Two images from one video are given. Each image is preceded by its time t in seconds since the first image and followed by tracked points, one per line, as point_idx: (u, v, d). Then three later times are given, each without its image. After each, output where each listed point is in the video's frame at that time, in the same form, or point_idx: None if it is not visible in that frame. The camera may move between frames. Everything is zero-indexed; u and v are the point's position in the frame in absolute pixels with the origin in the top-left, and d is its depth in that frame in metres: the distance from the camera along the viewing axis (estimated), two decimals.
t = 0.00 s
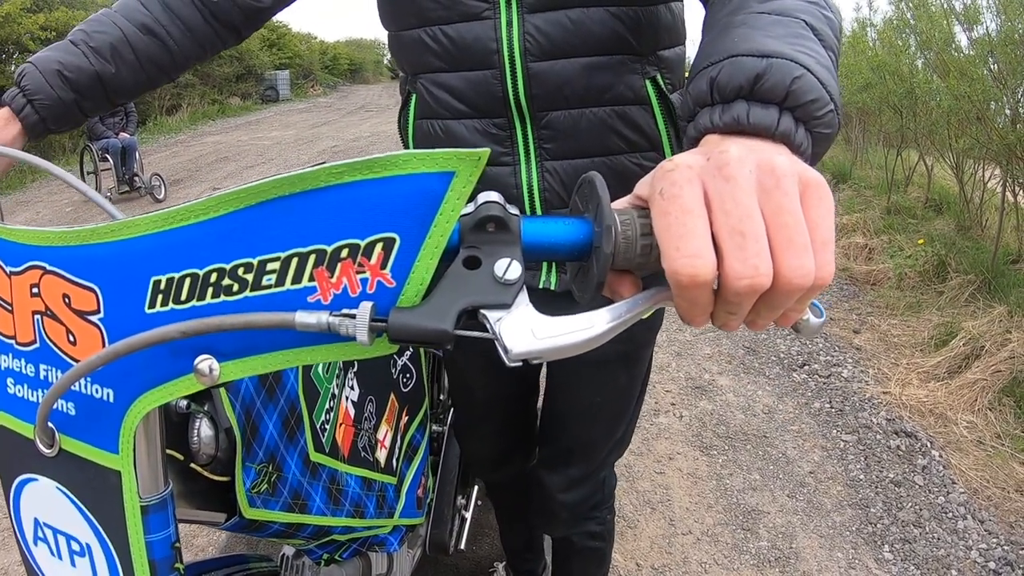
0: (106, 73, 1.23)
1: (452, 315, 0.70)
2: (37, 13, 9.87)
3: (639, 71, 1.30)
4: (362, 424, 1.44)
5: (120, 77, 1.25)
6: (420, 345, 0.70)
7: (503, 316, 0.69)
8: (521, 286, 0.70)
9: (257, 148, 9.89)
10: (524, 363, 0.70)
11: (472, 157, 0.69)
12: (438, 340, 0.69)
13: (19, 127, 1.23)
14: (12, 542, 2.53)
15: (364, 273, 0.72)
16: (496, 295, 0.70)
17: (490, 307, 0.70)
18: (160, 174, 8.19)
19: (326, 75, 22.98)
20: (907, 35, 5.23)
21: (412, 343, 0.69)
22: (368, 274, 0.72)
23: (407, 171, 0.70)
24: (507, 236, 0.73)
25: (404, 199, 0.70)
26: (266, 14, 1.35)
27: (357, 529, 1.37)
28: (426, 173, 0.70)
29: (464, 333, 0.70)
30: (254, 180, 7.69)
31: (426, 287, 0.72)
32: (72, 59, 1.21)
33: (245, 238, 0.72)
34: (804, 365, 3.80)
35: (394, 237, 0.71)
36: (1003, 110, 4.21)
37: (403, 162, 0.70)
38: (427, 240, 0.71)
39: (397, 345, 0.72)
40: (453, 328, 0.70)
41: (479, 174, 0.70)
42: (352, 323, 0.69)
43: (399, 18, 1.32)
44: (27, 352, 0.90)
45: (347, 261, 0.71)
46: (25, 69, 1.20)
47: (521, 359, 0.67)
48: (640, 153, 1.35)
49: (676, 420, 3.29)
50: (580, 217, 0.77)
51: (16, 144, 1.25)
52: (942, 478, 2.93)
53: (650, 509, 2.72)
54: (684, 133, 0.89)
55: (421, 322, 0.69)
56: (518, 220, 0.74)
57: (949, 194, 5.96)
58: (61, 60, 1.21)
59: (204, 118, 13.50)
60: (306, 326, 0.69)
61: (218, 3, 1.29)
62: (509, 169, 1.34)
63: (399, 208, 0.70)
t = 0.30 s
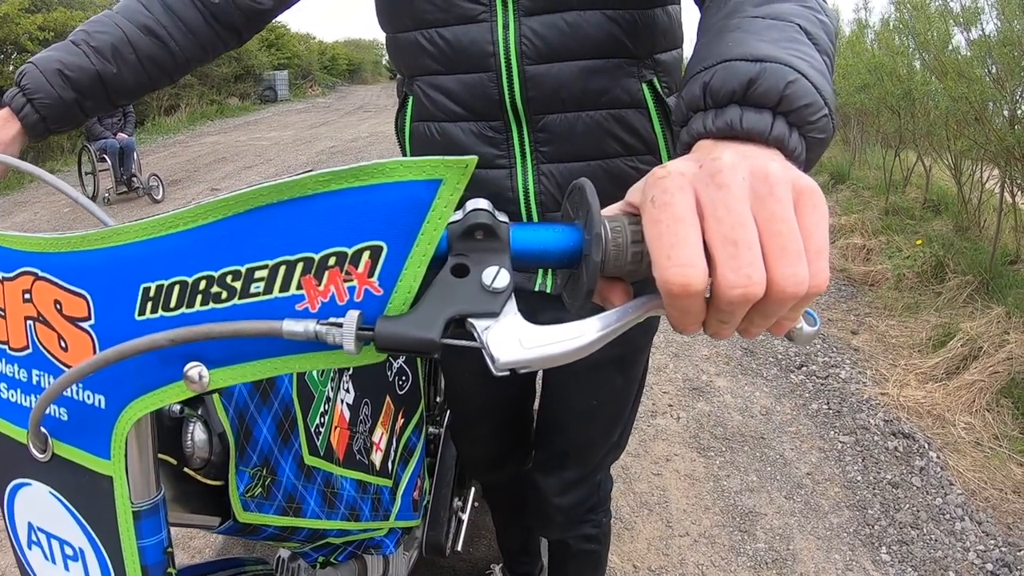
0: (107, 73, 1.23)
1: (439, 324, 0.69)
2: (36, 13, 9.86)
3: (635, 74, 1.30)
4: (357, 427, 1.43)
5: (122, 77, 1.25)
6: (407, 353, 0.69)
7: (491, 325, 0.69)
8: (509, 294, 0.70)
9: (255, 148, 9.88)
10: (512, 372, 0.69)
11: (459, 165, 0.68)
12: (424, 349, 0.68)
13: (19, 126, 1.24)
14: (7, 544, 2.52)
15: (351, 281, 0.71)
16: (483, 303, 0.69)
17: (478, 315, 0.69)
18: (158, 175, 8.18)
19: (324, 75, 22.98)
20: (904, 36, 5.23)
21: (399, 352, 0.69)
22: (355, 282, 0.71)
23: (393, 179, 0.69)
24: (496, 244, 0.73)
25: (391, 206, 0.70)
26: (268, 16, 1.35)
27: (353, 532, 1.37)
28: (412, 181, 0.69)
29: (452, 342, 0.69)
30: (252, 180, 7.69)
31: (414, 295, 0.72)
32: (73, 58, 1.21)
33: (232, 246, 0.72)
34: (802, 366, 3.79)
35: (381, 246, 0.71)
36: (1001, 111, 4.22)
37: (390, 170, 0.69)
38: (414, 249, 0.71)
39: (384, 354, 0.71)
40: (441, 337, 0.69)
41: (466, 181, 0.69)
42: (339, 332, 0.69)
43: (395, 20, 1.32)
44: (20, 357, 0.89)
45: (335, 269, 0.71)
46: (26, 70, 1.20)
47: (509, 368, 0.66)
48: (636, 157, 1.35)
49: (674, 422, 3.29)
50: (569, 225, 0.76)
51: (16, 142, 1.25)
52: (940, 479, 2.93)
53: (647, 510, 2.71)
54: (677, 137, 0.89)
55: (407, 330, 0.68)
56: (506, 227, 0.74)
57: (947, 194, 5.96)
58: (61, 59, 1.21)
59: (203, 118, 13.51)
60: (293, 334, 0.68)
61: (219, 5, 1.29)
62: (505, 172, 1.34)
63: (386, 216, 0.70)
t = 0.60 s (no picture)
0: (129, 85, 1.24)
1: (427, 332, 0.69)
2: (33, 14, 9.85)
3: (633, 77, 1.29)
4: (353, 430, 1.43)
5: (143, 89, 1.26)
6: (395, 362, 0.69)
7: (478, 333, 0.68)
8: (498, 302, 0.70)
9: (253, 150, 9.88)
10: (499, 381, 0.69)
11: (446, 173, 0.69)
12: (412, 357, 0.68)
13: (44, 140, 1.21)
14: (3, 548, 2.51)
15: (339, 289, 0.71)
16: (472, 311, 0.70)
17: (465, 324, 0.69)
18: (156, 176, 8.17)
19: (322, 77, 22.97)
20: (902, 36, 5.23)
21: (388, 360, 0.69)
22: (343, 290, 0.71)
23: (379, 186, 0.69)
24: (484, 251, 0.74)
25: (378, 214, 0.70)
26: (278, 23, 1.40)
27: (349, 537, 1.36)
28: (400, 189, 0.69)
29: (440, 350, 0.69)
30: (250, 181, 7.69)
31: (402, 303, 0.72)
32: (94, 72, 1.21)
33: (220, 254, 0.72)
34: (800, 366, 3.79)
35: (369, 253, 0.71)
36: (999, 111, 4.22)
37: (376, 177, 0.69)
38: (401, 258, 0.71)
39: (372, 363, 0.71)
40: (428, 345, 0.69)
41: (454, 189, 0.70)
42: (326, 340, 0.69)
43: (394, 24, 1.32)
44: (13, 363, 0.89)
45: (323, 277, 0.71)
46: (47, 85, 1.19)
47: (495, 377, 0.66)
48: (633, 160, 1.34)
49: (671, 423, 3.29)
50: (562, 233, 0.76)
51: (42, 158, 1.22)
52: (938, 480, 2.93)
53: (645, 512, 2.71)
54: (671, 142, 0.88)
55: (395, 339, 0.68)
56: (496, 234, 0.74)
57: (945, 194, 5.96)
58: (83, 74, 1.21)
59: (201, 119, 13.51)
60: (281, 342, 0.68)
61: (233, 14, 1.33)
62: (503, 174, 1.33)
63: (374, 223, 0.70)
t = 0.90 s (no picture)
0: (143, 72, 1.24)
1: (423, 325, 0.69)
2: (31, 15, 9.84)
3: (636, 76, 1.28)
4: (351, 429, 1.41)
5: (157, 77, 1.26)
6: (391, 356, 0.69)
7: (473, 326, 0.68)
8: (494, 296, 0.70)
9: (250, 151, 9.87)
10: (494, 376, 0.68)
11: (441, 165, 0.69)
12: (409, 351, 0.68)
13: (58, 124, 1.21)
14: None
15: (334, 282, 0.71)
16: (468, 304, 0.69)
17: (460, 316, 0.69)
18: (154, 177, 8.16)
19: (320, 77, 22.97)
20: (900, 36, 5.23)
21: (381, 354, 0.69)
22: (338, 283, 0.71)
23: (374, 179, 0.69)
24: (481, 244, 0.73)
25: (373, 208, 0.69)
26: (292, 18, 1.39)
27: (348, 535, 1.35)
28: (395, 181, 0.69)
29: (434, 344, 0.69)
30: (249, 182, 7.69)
31: (397, 297, 0.71)
32: (108, 58, 1.22)
33: (214, 249, 0.71)
34: (798, 366, 3.79)
35: (364, 247, 0.70)
36: (997, 110, 4.22)
37: (371, 170, 0.69)
38: (397, 251, 0.70)
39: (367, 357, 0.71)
40: (423, 339, 0.68)
41: (450, 182, 0.69)
42: (320, 334, 0.68)
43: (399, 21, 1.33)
44: (7, 360, 0.88)
45: (317, 271, 0.70)
46: (62, 71, 1.20)
47: (489, 370, 0.65)
48: (635, 158, 1.33)
49: (670, 422, 3.28)
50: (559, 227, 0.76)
51: (56, 142, 1.22)
52: (937, 478, 2.93)
53: (644, 511, 2.71)
54: (670, 136, 0.88)
55: (389, 333, 0.68)
56: (492, 227, 0.74)
57: (943, 193, 5.96)
58: (97, 60, 1.21)
59: (200, 120, 13.50)
60: (275, 336, 0.68)
61: (249, 6, 1.33)
62: (506, 171, 1.33)
63: (369, 216, 0.70)
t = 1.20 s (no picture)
0: (181, 70, 1.27)
1: (417, 326, 0.68)
2: (30, 16, 9.84)
3: (641, 78, 1.28)
4: (348, 430, 1.40)
5: (194, 74, 1.29)
6: (385, 357, 0.68)
7: (469, 327, 0.67)
8: (489, 296, 0.69)
9: (248, 152, 9.85)
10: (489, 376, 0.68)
11: (436, 162, 0.68)
12: (402, 352, 0.68)
13: (99, 119, 1.23)
14: None
15: (327, 283, 0.70)
16: (463, 305, 0.68)
17: (454, 317, 0.68)
18: (152, 178, 8.16)
19: (318, 78, 22.98)
20: (898, 35, 5.23)
21: (375, 355, 0.68)
22: (331, 284, 0.70)
23: (367, 178, 0.68)
24: (476, 243, 0.73)
25: (366, 207, 0.69)
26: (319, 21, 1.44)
27: (345, 537, 1.34)
28: (388, 180, 0.68)
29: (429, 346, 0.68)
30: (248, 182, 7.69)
31: (391, 298, 0.71)
32: (148, 57, 1.25)
33: (206, 248, 0.71)
34: (797, 365, 3.78)
35: (357, 246, 0.70)
36: (996, 109, 4.22)
37: (362, 168, 0.68)
38: (390, 251, 0.70)
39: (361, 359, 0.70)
40: (418, 340, 0.68)
41: (444, 179, 0.69)
42: (313, 335, 0.68)
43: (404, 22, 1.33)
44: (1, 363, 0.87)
45: (310, 271, 0.70)
46: (105, 66, 1.23)
47: (485, 372, 0.65)
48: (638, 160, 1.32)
49: (669, 422, 3.28)
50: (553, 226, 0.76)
51: (95, 138, 1.24)
52: (937, 478, 2.92)
53: (643, 512, 2.70)
54: (671, 135, 0.87)
55: (384, 335, 0.68)
56: (487, 226, 0.73)
57: (941, 192, 5.95)
58: (137, 57, 1.25)
59: (198, 121, 13.52)
60: (267, 337, 0.67)
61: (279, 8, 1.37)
62: (511, 169, 1.33)
63: (361, 216, 0.69)
